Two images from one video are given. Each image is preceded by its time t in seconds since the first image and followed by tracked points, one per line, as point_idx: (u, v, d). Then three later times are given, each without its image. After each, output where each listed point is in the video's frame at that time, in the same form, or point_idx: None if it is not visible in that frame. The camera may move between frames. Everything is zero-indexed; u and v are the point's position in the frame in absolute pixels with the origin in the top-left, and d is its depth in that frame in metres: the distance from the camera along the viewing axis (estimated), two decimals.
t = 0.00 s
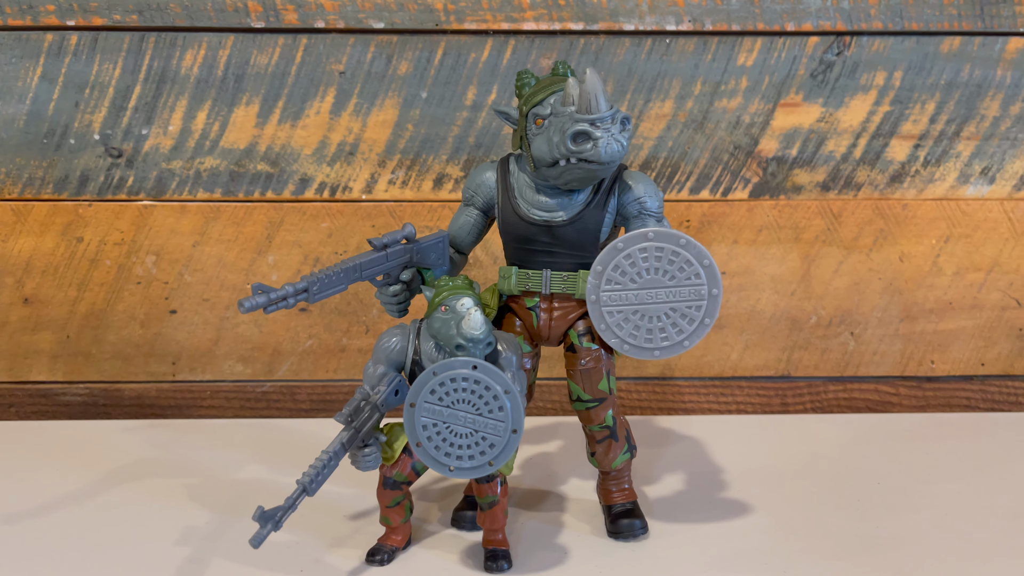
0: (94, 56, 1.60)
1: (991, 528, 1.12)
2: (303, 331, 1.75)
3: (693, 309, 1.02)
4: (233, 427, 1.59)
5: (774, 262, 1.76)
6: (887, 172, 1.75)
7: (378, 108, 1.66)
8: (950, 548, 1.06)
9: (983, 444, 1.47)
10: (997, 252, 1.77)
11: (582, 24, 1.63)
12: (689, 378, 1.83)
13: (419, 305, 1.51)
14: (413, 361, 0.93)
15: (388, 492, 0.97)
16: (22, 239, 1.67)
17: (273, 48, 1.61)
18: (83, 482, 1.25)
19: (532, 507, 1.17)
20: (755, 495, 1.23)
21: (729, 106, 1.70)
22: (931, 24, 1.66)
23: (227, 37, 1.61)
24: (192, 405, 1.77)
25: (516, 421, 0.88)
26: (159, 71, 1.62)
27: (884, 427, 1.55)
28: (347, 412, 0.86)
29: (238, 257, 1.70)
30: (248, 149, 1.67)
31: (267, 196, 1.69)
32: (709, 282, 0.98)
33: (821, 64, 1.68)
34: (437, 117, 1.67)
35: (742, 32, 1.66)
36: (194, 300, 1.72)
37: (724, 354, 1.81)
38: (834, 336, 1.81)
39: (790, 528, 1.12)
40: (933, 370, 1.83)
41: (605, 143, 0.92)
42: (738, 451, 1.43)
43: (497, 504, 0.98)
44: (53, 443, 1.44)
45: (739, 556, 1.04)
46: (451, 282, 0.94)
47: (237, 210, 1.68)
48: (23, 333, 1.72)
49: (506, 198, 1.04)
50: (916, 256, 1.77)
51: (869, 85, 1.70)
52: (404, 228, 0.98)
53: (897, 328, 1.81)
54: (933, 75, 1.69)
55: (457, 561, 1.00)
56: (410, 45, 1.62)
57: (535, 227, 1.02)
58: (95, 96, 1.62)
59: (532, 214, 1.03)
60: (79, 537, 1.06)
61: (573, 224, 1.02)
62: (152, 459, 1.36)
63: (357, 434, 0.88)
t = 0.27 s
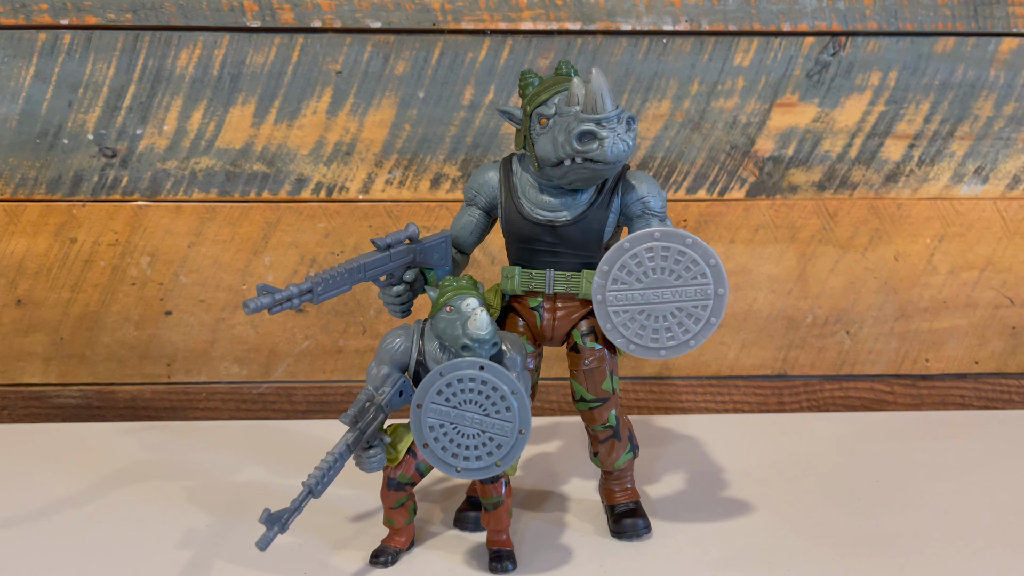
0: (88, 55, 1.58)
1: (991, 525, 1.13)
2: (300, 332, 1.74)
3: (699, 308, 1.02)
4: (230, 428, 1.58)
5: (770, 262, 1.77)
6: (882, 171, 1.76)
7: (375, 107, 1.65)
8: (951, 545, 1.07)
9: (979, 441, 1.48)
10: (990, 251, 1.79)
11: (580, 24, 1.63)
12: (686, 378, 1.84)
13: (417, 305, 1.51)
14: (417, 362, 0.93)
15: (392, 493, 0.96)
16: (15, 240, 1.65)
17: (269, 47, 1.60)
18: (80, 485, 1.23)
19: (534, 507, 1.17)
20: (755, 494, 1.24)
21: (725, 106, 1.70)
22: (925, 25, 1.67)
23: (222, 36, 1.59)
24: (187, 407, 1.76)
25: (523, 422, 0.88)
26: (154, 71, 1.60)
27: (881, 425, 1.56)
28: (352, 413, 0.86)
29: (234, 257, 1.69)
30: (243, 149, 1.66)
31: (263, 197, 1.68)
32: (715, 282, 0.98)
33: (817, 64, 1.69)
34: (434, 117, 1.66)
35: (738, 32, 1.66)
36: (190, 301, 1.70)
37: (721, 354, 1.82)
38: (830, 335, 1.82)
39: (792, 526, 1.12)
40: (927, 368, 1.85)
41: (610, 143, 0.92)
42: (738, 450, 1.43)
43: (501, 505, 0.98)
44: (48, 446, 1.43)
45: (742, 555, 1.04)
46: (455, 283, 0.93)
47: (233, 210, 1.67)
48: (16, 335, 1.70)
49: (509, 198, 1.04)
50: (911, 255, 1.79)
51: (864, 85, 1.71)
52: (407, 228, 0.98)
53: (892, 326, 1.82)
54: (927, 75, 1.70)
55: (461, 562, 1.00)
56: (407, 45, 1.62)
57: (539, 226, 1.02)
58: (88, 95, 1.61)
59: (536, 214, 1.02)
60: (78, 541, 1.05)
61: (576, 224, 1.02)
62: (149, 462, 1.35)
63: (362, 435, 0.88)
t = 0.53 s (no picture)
0: (81, 54, 1.57)
1: (989, 522, 1.14)
2: (296, 333, 1.73)
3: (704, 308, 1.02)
4: (226, 431, 1.57)
5: (766, 261, 1.77)
6: (877, 171, 1.77)
7: (371, 107, 1.64)
8: (951, 543, 1.07)
9: (975, 439, 1.49)
10: (983, 250, 1.80)
11: (576, 24, 1.63)
12: (682, 377, 1.85)
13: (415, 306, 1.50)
14: (421, 363, 0.93)
15: (396, 495, 0.96)
16: (6, 241, 1.63)
17: (264, 46, 1.59)
18: (76, 489, 1.22)
19: (536, 508, 1.17)
20: (755, 493, 1.24)
21: (722, 106, 1.71)
22: (919, 25, 1.68)
23: (217, 35, 1.58)
24: (182, 409, 1.75)
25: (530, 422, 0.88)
26: (147, 70, 1.59)
27: (877, 423, 1.57)
28: (357, 414, 0.85)
29: (229, 258, 1.68)
30: (238, 149, 1.64)
31: (258, 197, 1.67)
32: (720, 282, 0.98)
33: (812, 64, 1.70)
34: (430, 117, 1.66)
35: (734, 32, 1.66)
36: (184, 302, 1.69)
37: (718, 353, 1.83)
38: (825, 334, 1.83)
39: (793, 525, 1.12)
40: (921, 367, 1.86)
41: (616, 143, 0.91)
42: (737, 448, 1.44)
43: (505, 506, 0.97)
44: (42, 449, 1.41)
45: (744, 555, 1.04)
46: (459, 283, 0.92)
47: (228, 210, 1.66)
48: (8, 337, 1.68)
49: (512, 198, 1.04)
50: (905, 254, 1.80)
51: (859, 85, 1.71)
52: (410, 228, 0.97)
53: (886, 325, 1.84)
54: (921, 75, 1.71)
55: (465, 563, 0.99)
56: (403, 44, 1.61)
57: (542, 226, 1.02)
58: (81, 95, 1.59)
59: (539, 214, 1.02)
60: (76, 545, 1.04)
61: (580, 224, 1.01)
62: (146, 465, 1.33)
63: (367, 437, 0.87)
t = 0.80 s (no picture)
0: (73, 53, 1.55)
1: (987, 520, 1.14)
2: (291, 334, 1.72)
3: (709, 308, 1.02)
4: (222, 433, 1.56)
5: (761, 261, 1.78)
6: (871, 171, 1.78)
7: (367, 107, 1.63)
8: (951, 541, 1.08)
9: (970, 436, 1.50)
10: (976, 250, 1.81)
11: (573, 24, 1.63)
12: (678, 377, 1.85)
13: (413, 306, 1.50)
14: (424, 364, 0.92)
15: (399, 496, 0.95)
16: None
17: (259, 46, 1.58)
18: (72, 493, 1.21)
19: (537, 509, 1.16)
20: (754, 492, 1.24)
21: (717, 106, 1.71)
22: (912, 27, 1.69)
23: (211, 34, 1.57)
24: (176, 412, 1.73)
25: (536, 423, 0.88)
26: (141, 70, 1.57)
27: (873, 421, 1.58)
28: (361, 416, 0.84)
29: (224, 259, 1.66)
30: (233, 150, 1.63)
31: (253, 198, 1.66)
32: (725, 282, 0.98)
33: (806, 65, 1.70)
34: (426, 117, 1.65)
35: (730, 33, 1.67)
36: (178, 303, 1.68)
37: (714, 353, 1.84)
38: (820, 334, 1.84)
39: (794, 524, 1.13)
40: (915, 365, 1.88)
41: (621, 143, 0.91)
42: (736, 447, 1.44)
43: (509, 507, 0.97)
44: (36, 453, 1.40)
45: (747, 554, 1.04)
46: (463, 284, 0.92)
47: (222, 211, 1.65)
48: None
49: (514, 198, 1.03)
50: (899, 253, 1.81)
51: (853, 86, 1.72)
52: (413, 229, 0.97)
53: (880, 325, 1.85)
54: (914, 76, 1.73)
55: (468, 565, 0.99)
56: (399, 44, 1.60)
57: (544, 227, 1.01)
58: (73, 94, 1.57)
59: (541, 215, 1.02)
60: (73, 550, 1.03)
61: (582, 224, 1.01)
62: (142, 468, 1.32)
63: (370, 439, 0.87)
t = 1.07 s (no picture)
0: (64, 52, 1.53)
1: (985, 517, 1.15)
2: (286, 336, 1.71)
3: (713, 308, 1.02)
4: (217, 435, 1.54)
5: (757, 260, 1.79)
6: (865, 171, 1.79)
7: (363, 107, 1.63)
8: (951, 539, 1.09)
9: (965, 433, 1.51)
10: (968, 249, 1.83)
11: (568, 24, 1.63)
12: (674, 377, 1.86)
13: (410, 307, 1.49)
14: (427, 365, 0.92)
15: (402, 498, 0.95)
16: None
17: (253, 45, 1.57)
18: (67, 498, 1.19)
19: (538, 510, 1.16)
20: (754, 491, 1.24)
21: (712, 106, 1.72)
22: (905, 27, 1.70)
23: (205, 33, 1.55)
24: (169, 414, 1.72)
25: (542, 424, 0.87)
26: (134, 69, 1.56)
27: (868, 419, 1.59)
28: (365, 418, 0.84)
29: (218, 260, 1.65)
30: (227, 150, 1.62)
31: (248, 198, 1.65)
32: (730, 282, 0.98)
33: (801, 65, 1.71)
34: (422, 117, 1.64)
35: (725, 33, 1.67)
36: (172, 305, 1.66)
37: (709, 353, 1.84)
38: (815, 333, 1.85)
39: (794, 523, 1.13)
40: (908, 364, 1.89)
41: (626, 143, 0.91)
42: (734, 446, 1.44)
43: (512, 508, 0.97)
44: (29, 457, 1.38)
45: (749, 553, 1.05)
46: (466, 285, 0.92)
47: (216, 211, 1.63)
48: None
49: (516, 199, 1.03)
50: (892, 253, 1.82)
51: (846, 86, 1.73)
52: (415, 229, 0.96)
53: (874, 324, 1.86)
54: (907, 77, 1.74)
55: (471, 567, 0.98)
56: (394, 44, 1.60)
57: (547, 227, 1.01)
58: (64, 94, 1.55)
59: (543, 215, 1.02)
60: (71, 555, 1.02)
61: (584, 225, 1.01)
62: (137, 472, 1.31)
63: (374, 441, 0.86)
